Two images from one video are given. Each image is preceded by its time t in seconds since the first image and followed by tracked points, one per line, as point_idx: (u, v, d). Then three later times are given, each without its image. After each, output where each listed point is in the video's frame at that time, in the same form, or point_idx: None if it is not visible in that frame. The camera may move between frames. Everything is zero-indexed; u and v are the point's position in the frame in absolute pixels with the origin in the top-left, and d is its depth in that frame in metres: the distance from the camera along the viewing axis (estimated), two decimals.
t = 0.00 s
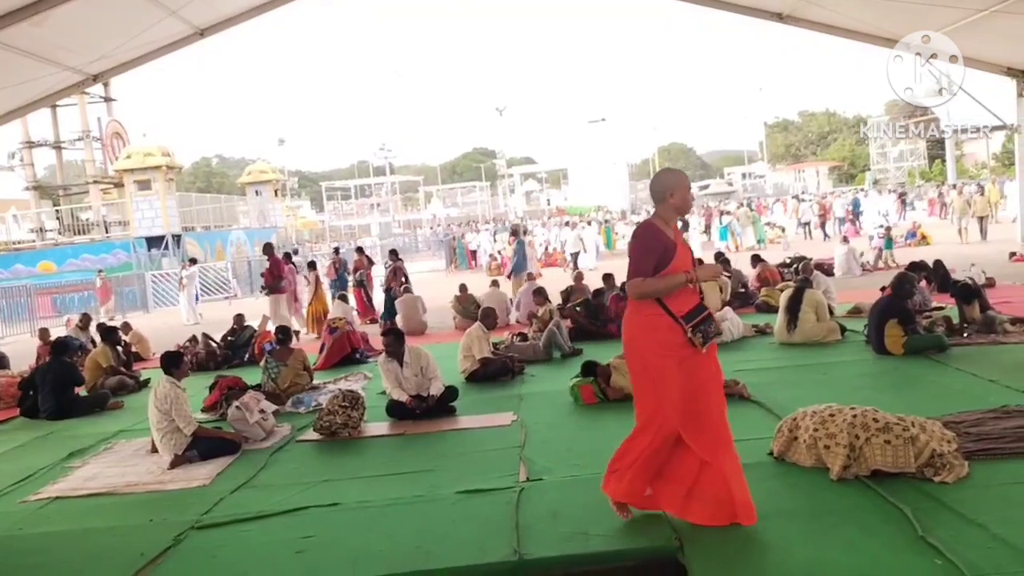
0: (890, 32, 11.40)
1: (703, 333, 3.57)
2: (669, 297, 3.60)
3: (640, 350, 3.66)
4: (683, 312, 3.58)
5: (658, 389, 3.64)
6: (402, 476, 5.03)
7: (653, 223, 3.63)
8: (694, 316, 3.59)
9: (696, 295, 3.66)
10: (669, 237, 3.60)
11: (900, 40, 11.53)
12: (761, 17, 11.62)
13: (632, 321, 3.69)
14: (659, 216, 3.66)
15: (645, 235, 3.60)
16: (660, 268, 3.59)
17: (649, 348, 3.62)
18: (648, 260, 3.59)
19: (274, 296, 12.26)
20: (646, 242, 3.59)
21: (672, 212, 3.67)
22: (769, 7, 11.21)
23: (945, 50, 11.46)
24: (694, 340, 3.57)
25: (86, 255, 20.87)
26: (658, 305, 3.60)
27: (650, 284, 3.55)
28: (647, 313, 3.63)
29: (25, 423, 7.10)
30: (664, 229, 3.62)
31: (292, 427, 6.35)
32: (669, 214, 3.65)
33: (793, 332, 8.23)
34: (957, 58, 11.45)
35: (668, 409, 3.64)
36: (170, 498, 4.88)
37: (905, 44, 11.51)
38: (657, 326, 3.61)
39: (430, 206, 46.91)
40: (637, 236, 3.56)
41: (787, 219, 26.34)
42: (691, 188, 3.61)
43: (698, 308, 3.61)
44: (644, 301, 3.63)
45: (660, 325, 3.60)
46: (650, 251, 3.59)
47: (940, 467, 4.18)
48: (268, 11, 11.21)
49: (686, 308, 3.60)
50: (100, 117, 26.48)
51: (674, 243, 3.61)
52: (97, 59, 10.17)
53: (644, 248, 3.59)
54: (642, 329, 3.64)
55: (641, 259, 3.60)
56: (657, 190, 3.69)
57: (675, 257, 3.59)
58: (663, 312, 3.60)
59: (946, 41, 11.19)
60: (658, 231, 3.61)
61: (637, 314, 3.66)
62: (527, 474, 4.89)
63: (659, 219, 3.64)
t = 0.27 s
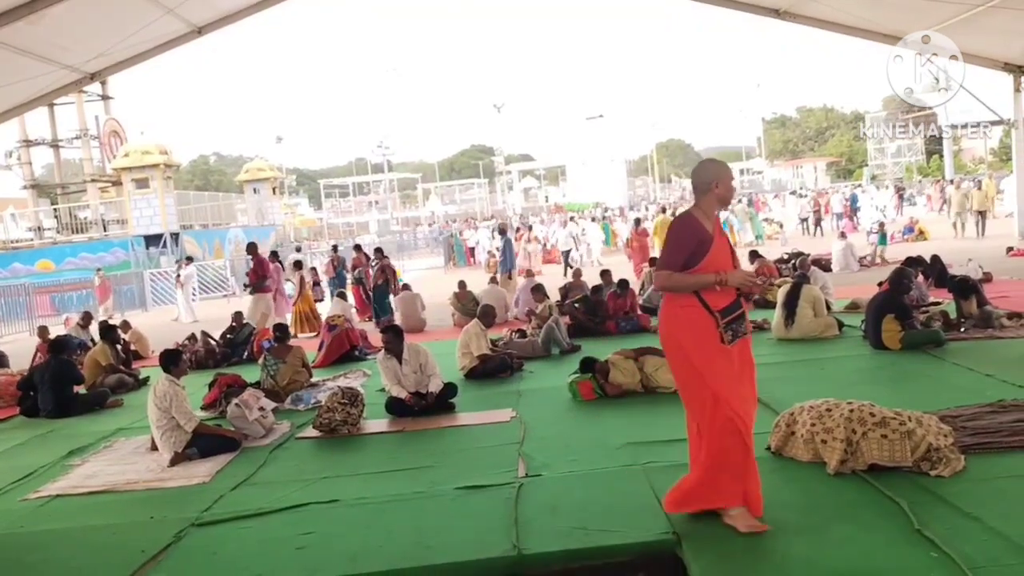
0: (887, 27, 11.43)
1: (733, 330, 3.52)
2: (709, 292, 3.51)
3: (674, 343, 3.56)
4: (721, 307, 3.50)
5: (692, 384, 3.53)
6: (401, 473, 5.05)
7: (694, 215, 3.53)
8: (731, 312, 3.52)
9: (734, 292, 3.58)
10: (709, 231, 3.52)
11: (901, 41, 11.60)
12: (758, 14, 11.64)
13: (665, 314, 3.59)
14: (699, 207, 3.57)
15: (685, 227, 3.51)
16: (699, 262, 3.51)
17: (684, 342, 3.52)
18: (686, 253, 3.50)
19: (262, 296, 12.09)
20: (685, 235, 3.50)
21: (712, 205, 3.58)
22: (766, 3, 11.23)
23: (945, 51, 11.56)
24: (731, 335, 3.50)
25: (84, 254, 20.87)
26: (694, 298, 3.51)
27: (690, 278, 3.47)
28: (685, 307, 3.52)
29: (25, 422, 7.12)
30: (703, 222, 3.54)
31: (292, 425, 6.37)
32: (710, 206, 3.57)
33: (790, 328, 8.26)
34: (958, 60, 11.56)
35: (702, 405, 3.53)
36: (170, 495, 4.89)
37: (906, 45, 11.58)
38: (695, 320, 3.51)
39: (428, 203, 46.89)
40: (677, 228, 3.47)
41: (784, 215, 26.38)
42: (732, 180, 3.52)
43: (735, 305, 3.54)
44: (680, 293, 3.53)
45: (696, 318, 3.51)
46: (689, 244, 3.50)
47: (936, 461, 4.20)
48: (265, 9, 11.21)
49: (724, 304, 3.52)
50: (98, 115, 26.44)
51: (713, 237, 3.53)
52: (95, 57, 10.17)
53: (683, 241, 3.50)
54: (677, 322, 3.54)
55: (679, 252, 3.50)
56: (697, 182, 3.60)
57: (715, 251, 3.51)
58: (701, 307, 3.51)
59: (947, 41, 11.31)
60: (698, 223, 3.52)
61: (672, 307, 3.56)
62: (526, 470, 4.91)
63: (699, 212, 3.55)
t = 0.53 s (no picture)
0: (889, 25, 11.41)
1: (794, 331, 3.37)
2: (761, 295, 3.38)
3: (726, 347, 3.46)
4: (777, 310, 3.36)
5: (747, 389, 3.42)
6: (406, 472, 5.07)
7: (741, 216, 3.42)
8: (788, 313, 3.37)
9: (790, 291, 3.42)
10: (757, 230, 3.39)
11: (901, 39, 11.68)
12: (760, 13, 11.65)
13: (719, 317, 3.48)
14: (745, 208, 3.45)
15: (732, 229, 3.39)
16: (751, 264, 3.38)
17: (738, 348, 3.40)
18: (737, 256, 3.38)
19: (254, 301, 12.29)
20: (734, 237, 3.38)
21: (758, 205, 3.46)
22: (768, 2, 11.24)
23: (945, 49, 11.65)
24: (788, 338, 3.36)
25: (88, 256, 20.91)
26: (749, 302, 3.38)
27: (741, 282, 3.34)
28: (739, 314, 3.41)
29: (31, 423, 7.16)
30: (751, 223, 3.41)
31: (297, 425, 6.40)
32: (756, 206, 3.45)
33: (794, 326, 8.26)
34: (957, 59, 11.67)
35: (758, 409, 3.42)
36: (176, 496, 4.91)
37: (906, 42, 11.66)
38: (749, 325, 3.38)
39: (431, 203, 46.90)
40: (724, 229, 3.35)
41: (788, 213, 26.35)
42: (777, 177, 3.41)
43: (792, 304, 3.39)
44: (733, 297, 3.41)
45: (750, 322, 3.38)
46: (738, 246, 3.37)
47: (940, 459, 4.21)
48: (268, 10, 11.23)
49: (779, 305, 3.38)
50: (101, 117, 26.50)
51: (763, 238, 3.40)
52: (99, 60, 10.21)
53: (733, 243, 3.37)
54: (729, 327, 3.42)
55: (730, 255, 3.38)
56: (742, 183, 3.49)
57: (766, 251, 3.37)
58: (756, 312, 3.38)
59: (945, 39, 11.44)
60: (747, 224, 3.40)
61: (725, 310, 3.45)
62: (530, 469, 4.93)
63: (745, 212, 3.43)
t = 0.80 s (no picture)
0: (892, 24, 11.40)
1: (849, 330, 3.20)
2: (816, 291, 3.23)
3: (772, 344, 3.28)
4: (832, 308, 3.21)
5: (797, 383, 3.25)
6: (412, 473, 5.09)
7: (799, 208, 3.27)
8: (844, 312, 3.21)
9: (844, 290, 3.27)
10: (816, 223, 3.24)
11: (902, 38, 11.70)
12: (763, 13, 11.65)
13: (767, 313, 3.31)
14: (802, 200, 3.31)
15: (790, 222, 3.23)
16: (809, 259, 3.22)
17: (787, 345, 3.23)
18: (794, 249, 3.21)
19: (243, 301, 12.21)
20: (792, 228, 3.22)
21: (815, 197, 3.32)
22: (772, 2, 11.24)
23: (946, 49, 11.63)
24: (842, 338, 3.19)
25: (93, 258, 20.91)
26: (803, 299, 3.23)
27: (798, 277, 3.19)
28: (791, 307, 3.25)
29: (39, 425, 7.19)
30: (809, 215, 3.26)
31: (303, 426, 6.42)
32: (813, 199, 3.31)
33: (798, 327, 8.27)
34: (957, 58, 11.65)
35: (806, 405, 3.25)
36: (183, 498, 4.94)
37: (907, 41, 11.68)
38: (801, 321, 3.22)
39: (435, 204, 46.94)
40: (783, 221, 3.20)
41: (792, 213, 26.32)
42: (836, 169, 3.27)
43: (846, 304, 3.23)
44: (787, 291, 3.26)
45: (802, 320, 3.22)
46: (796, 238, 3.22)
47: (946, 459, 4.20)
48: (272, 13, 11.26)
49: (834, 304, 3.22)
50: (106, 120, 26.59)
51: (822, 232, 3.25)
52: (103, 63, 10.25)
53: (790, 235, 3.22)
54: (779, 323, 3.25)
55: (787, 248, 3.22)
56: (799, 174, 3.34)
57: (825, 246, 3.22)
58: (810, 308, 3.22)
59: (945, 37, 11.42)
60: (805, 216, 3.25)
61: (776, 305, 3.28)
62: (536, 470, 4.94)
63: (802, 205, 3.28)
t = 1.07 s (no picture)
0: (894, 25, 11.38)
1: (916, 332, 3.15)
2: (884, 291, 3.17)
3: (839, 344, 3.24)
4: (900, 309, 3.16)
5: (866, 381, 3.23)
6: (417, 475, 5.09)
7: (866, 204, 3.19)
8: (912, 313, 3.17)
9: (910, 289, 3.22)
10: (883, 220, 3.16)
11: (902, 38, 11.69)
12: (765, 14, 11.65)
13: (833, 312, 3.27)
14: (867, 195, 3.23)
15: (856, 218, 3.15)
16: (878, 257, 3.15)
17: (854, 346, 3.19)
18: (863, 247, 3.14)
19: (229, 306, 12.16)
20: (859, 225, 3.15)
21: (880, 192, 3.24)
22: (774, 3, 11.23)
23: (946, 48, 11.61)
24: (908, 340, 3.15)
25: (98, 261, 20.97)
26: (869, 299, 3.18)
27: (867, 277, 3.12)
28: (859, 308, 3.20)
29: (44, 428, 7.21)
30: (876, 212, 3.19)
31: (307, 429, 6.43)
32: (878, 194, 3.23)
33: (803, 328, 8.26)
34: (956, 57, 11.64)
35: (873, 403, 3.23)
36: (189, 500, 4.95)
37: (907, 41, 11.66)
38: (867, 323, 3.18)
39: (438, 206, 46.99)
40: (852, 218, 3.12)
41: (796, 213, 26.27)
42: (901, 164, 3.19)
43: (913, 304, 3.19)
44: (854, 292, 3.20)
45: (869, 320, 3.17)
46: (864, 236, 3.14)
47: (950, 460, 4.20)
48: (275, 16, 11.29)
49: (902, 305, 3.17)
50: (110, 123, 26.67)
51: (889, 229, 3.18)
52: (107, 66, 10.29)
53: (857, 232, 3.14)
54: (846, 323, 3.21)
55: (855, 246, 3.14)
56: (862, 169, 3.26)
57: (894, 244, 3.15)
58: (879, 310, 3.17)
59: (946, 37, 11.37)
60: (871, 213, 3.18)
61: (843, 304, 3.24)
62: (540, 472, 4.94)
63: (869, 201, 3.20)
